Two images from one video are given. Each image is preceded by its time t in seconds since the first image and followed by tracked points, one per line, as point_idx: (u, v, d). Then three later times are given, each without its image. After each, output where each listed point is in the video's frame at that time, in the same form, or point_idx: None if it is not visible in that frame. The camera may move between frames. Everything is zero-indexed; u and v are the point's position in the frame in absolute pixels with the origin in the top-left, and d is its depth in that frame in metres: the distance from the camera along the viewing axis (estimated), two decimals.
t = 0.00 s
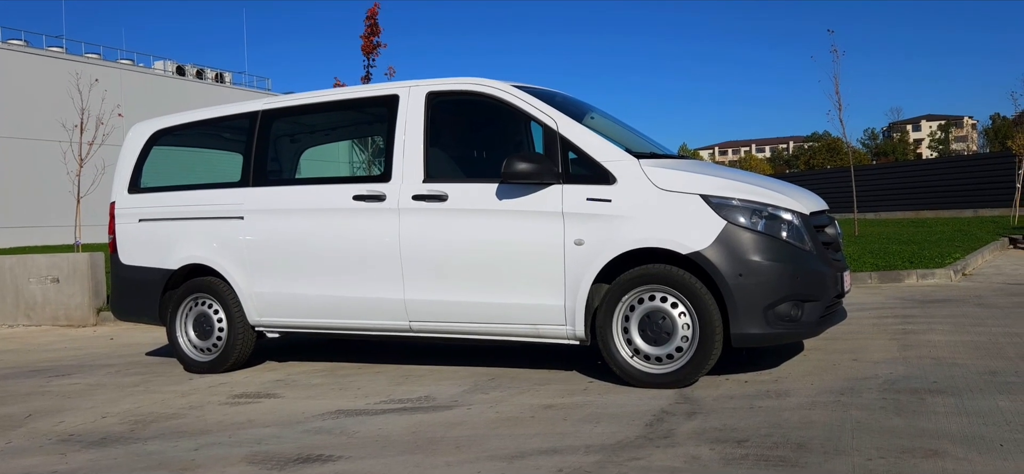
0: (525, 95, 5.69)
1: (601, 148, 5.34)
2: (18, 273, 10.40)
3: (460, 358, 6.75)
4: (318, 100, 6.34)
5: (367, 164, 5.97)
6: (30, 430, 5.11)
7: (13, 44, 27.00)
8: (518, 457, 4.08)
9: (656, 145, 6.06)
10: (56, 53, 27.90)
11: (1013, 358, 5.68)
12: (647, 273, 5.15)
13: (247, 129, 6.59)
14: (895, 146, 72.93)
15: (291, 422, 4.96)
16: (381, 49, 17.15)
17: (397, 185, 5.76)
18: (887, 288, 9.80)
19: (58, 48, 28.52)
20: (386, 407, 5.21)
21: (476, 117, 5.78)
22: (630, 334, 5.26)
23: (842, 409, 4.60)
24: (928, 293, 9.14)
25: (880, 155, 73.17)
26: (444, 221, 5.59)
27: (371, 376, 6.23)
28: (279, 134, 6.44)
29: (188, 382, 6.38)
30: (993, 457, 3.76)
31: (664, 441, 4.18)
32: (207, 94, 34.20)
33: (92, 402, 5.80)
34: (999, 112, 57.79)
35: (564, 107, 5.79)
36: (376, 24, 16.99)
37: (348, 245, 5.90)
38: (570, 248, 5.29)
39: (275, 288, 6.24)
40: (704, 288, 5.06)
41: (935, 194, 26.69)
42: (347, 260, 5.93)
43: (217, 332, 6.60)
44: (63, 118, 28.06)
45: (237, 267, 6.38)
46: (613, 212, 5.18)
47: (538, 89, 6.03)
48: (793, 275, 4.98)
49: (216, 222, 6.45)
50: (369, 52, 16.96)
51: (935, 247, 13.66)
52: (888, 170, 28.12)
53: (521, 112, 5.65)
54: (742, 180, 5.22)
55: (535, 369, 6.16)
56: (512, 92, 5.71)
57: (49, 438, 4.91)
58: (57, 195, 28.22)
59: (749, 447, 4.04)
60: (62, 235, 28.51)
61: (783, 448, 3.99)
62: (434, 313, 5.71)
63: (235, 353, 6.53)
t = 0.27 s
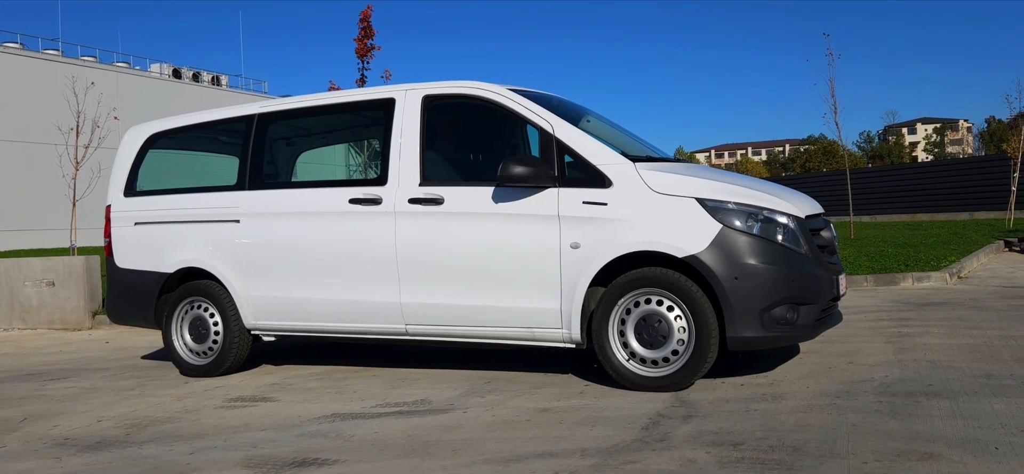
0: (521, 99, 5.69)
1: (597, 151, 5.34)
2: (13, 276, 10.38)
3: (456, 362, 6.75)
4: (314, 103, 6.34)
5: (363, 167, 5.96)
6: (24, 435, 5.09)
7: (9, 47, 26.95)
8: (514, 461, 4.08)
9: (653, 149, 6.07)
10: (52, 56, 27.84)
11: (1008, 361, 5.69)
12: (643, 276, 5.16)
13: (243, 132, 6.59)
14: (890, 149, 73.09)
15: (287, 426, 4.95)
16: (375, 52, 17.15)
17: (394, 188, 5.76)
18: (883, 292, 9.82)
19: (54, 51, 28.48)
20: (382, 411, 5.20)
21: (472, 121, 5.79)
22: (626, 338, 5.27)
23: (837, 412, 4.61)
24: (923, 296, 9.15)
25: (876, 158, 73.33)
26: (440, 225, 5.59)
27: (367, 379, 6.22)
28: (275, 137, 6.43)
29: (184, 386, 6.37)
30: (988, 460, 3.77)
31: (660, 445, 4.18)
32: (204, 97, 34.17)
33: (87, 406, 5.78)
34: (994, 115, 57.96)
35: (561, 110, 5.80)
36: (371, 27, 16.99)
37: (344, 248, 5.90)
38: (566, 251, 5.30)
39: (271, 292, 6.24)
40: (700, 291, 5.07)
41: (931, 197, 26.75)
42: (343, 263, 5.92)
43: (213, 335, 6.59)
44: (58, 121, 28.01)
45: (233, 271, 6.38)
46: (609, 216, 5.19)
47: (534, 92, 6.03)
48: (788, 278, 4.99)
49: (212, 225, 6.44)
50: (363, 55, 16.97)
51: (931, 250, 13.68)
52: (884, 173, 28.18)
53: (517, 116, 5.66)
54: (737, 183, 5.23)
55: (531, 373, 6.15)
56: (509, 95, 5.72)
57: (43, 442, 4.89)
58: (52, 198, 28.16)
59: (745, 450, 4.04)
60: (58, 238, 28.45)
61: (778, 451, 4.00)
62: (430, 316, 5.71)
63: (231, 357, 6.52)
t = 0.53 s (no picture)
0: (518, 100, 5.70)
1: (594, 153, 5.35)
2: (9, 277, 10.36)
3: (453, 363, 6.75)
4: (310, 105, 6.34)
5: (361, 169, 5.97)
6: (20, 437, 5.08)
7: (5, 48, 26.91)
8: (510, 462, 4.08)
9: (649, 151, 6.08)
10: (48, 57, 27.79)
11: (1004, 363, 5.70)
12: (639, 278, 5.16)
13: (239, 133, 6.59)
14: (887, 151, 73.23)
15: (283, 428, 4.95)
16: (372, 53, 17.15)
17: (390, 189, 5.76)
18: (880, 293, 9.83)
19: (50, 52, 28.44)
20: (379, 412, 5.20)
21: (469, 122, 5.79)
22: (623, 339, 5.27)
23: (833, 414, 4.61)
24: (919, 298, 9.17)
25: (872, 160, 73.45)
26: (436, 226, 5.59)
27: (364, 381, 6.22)
28: (272, 139, 6.43)
29: (180, 388, 6.36)
30: (983, 461, 3.78)
31: (657, 447, 4.18)
32: (200, 99, 34.13)
33: (82, 408, 5.77)
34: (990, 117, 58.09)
35: (557, 112, 5.80)
36: (367, 29, 16.98)
37: (341, 250, 5.90)
38: (562, 253, 5.30)
39: (267, 293, 6.23)
40: (697, 293, 5.07)
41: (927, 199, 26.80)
42: (340, 265, 5.92)
43: (210, 337, 6.58)
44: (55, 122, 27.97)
45: (229, 272, 6.37)
46: (605, 217, 5.19)
47: (531, 94, 6.04)
48: (785, 280, 4.99)
49: (208, 226, 6.43)
50: (360, 57, 16.96)
51: (928, 252, 13.70)
52: (880, 175, 28.23)
53: (513, 117, 5.66)
54: (734, 185, 5.24)
55: (528, 374, 6.15)
56: (505, 97, 5.72)
57: (39, 444, 4.88)
58: (48, 200, 28.11)
59: (741, 452, 4.05)
60: (53, 239, 28.39)
61: (774, 453, 4.00)
62: (427, 318, 5.71)
63: (227, 359, 6.51)
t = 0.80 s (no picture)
0: (517, 101, 5.69)
1: (592, 154, 5.35)
2: (6, 277, 10.34)
3: (451, 364, 6.74)
4: (309, 105, 6.33)
5: (359, 169, 5.98)
6: (17, 436, 5.07)
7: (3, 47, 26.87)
8: (508, 463, 4.08)
9: (648, 151, 6.08)
10: (46, 56, 27.75)
11: (1002, 364, 5.71)
12: (638, 279, 5.16)
13: (238, 133, 6.58)
14: (885, 152, 73.29)
15: (281, 428, 4.94)
16: (370, 54, 17.14)
17: (389, 189, 5.76)
18: (877, 294, 9.85)
19: (48, 52, 28.41)
20: (377, 412, 5.19)
21: (467, 123, 5.79)
22: (621, 340, 5.27)
23: (831, 415, 4.62)
24: (917, 299, 9.19)
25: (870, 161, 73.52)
26: (435, 226, 5.59)
27: (362, 381, 6.21)
28: (270, 138, 6.43)
29: (178, 388, 6.35)
30: (980, 462, 3.78)
31: (655, 447, 4.18)
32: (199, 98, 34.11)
33: (80, 408, 5.76)
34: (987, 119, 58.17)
35: (556, 113, 5.80)
36: (365, 29, 16.97)
37: (339, 250, 5.89)
38: (561, 253, 5.30)
39: (265, 293, 6.23)
40: (695, 294, 5.08)
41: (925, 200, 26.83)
42: (338, 265, 5.91)
43: (207, 337, 6.57)
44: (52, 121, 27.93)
45: (227, 272, 6.36)
46: (604, 218, 5.19)
47: (529, 94, 6.04)
48: (783, 280, 4.99)
49: (206, 226, 6.43)
50: (358, 57, 16.95)
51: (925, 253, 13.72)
52: (878, 176, 28.26)
53: (512, 118, 5.66)
54: (732, 186, 5.24)
55: (526, 375, 6.15)
56: (504, 97, 5.72)
57: (36, 444, 4.87)
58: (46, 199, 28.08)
59: (739, 452, 4.05)
60: (51, 239, 28.36)
61: (772, 454, 4.00)
62: (425, 318, 5.71)
63: (225, 359, 6.51)
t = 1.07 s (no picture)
0: (517, 100, 5.69)
1: (592, 153, 5.35)
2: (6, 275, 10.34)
3: (451, 362, 6.74)
4: (309, 103, 6.33)
5: (359, 168, 5.97)
6: (16, 434, 5.07)
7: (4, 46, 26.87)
8: (508, 461, 4.07)
9: (648, 150, 6.08)
10: (47, 54, 27.75)
11: (1002, 364, 5.71)
12: (638, 278, 5.16)
13: (238, 131, 6.58)
14: (885, 153, 73.27)
15: (281, 426, 4.94)
16: (370, 53, 17.15)
17: (389, 188, 5.76)
18: (877, 294, 9.85)
19: (49, 50, 28.40)
20: (376, 411, 5.19)
21: (468, 121, 5.79)
22: (621, 339, 5.27)
23: (831, 414, 4.62)
24: (917, 299, 9.19)
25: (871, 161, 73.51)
26: (435, 225, 5.59)
27: (362, 380, 6.21)
28: (271, 137, 6.43)
29: (178, 386, 6.35)
30: (980, 462, 3.78)
31: (654, 446, 4.18)
32: (199, 97, 34.11)
33: (79, 406, 5.76)
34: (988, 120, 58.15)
35: (556, 112, 5.80)
36: (366, 28, 16.97)
37: (339, 248, 5.89)
38: (561, 252, 5.30)
39: (265, 292, 6.23)
40: (695, 293, 5.07)
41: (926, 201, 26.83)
42: (339, 263, 5.91)
43: (207, 335, 6.57)
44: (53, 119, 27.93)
45: (227, 270, 6.36)
46: (604, 217, 5.19)
47: (530, 93, 6.03)
48: (783, 280, 4.99)
49: (206, 224, 6.43)
50: (358, 56, 16.95)
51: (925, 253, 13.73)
52: (879, 177, 28.26)
53: (512, 116, 5.66)
54: (732, 185, 5.24)
55: (526, 374, 6.15)
56: (504, 96, 5.72)
57: (36, 441, 4.87)
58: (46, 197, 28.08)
59: (738, 451, 4.05)
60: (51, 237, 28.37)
61: (772, 453, 4.00)
62: (425, 316, 5.71)
63: (225, 357, 6.51)
